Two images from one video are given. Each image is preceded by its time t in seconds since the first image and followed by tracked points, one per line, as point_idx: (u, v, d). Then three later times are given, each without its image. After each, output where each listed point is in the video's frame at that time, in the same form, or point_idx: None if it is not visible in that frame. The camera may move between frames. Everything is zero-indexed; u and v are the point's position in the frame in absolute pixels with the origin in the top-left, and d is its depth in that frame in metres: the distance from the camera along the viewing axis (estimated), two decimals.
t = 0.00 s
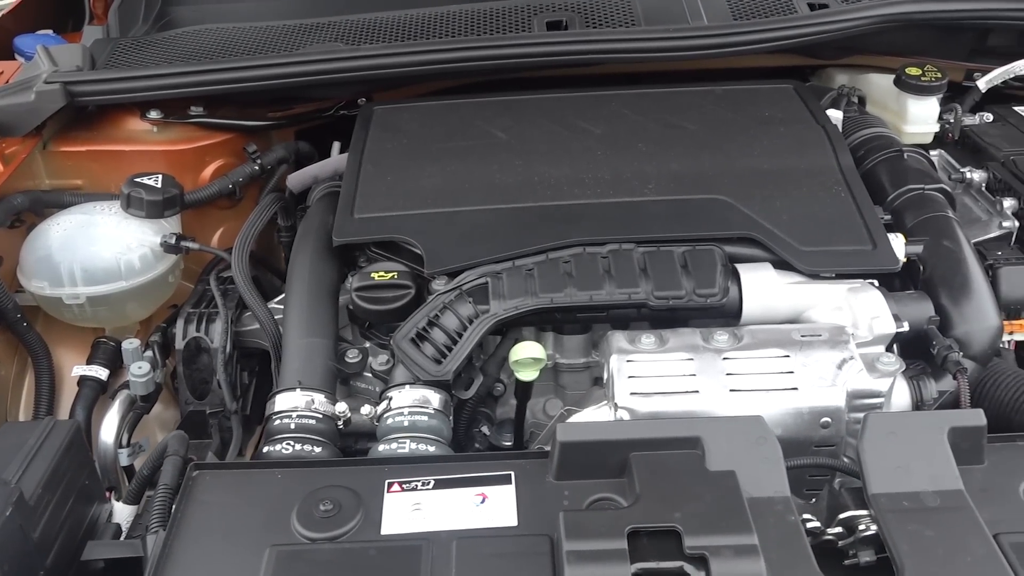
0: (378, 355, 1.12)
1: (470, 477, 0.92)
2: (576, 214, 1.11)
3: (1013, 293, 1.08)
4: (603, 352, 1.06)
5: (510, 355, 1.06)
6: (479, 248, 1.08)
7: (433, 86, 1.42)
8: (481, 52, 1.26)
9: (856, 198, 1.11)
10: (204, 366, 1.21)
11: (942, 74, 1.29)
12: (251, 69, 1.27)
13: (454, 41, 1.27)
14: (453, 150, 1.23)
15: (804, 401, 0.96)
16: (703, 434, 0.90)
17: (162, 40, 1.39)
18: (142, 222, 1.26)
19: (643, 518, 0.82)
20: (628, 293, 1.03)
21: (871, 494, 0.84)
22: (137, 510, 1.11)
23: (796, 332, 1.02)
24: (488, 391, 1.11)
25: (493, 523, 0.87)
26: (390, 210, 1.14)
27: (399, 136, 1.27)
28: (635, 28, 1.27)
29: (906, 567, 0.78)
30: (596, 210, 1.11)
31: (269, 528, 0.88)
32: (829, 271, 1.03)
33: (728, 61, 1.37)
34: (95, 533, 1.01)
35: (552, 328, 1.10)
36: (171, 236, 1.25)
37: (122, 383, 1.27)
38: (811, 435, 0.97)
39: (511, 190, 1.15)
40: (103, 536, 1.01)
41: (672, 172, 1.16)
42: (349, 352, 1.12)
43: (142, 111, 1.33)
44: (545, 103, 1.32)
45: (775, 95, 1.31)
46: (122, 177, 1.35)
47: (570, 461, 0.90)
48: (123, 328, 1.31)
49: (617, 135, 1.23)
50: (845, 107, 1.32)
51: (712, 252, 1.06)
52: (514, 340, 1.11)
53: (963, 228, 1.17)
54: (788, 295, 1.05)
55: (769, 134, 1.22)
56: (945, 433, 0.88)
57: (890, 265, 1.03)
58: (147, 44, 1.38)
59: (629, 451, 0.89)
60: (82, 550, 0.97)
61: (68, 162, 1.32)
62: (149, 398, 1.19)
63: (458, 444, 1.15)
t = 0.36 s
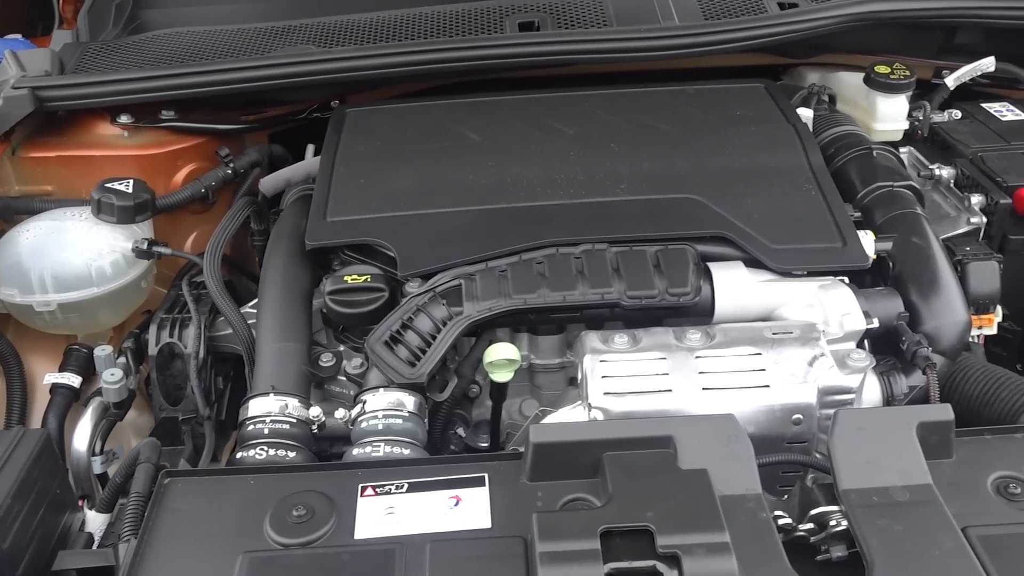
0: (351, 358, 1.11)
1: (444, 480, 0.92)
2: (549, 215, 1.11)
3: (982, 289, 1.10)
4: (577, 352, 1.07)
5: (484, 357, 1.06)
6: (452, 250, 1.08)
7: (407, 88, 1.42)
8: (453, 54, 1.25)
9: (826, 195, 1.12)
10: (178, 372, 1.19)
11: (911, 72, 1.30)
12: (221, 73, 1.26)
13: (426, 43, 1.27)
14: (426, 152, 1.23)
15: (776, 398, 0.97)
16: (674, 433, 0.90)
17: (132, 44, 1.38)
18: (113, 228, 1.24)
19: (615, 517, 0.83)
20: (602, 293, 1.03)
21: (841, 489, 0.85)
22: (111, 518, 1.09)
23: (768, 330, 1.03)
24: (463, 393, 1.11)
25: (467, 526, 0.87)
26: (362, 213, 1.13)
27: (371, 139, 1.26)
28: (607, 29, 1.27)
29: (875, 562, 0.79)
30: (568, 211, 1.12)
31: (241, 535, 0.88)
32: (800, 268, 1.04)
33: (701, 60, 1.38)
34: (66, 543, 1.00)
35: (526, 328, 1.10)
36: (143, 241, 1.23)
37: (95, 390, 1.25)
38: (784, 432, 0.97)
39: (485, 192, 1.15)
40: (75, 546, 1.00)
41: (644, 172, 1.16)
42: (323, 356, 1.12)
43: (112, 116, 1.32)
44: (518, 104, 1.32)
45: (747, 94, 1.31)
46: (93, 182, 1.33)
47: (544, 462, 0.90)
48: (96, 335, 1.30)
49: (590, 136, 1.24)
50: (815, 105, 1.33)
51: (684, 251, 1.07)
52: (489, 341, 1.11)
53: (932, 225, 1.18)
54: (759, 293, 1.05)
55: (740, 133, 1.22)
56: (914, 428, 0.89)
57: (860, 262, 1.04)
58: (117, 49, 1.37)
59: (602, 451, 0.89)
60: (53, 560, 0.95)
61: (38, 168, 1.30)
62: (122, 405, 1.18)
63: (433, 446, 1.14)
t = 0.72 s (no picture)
0: (324, 362, 1.11)
1: (416, 483, 0.91)
2: (520, 216, 1.11)
3: (949, 285, 1.11)
4: (549, 353, 1.07)
5: (457, 359, 1.05)
6: (423, 252, 1.08)
7: (377, 90, 1.41)
8: (422, 57, 1.25)
9: (794, 194, 1.13)
10: (149, 379, 1.18)
11: (877, 71, 1.31)
12: (189, 76, 1.25)
13: (395, 45, 1.26)
14: (397, 155, 1.22)
15: (746, 396, 0.97)
16: (645, 433, 0.91)
17: (98, 48, 1.36)
18: (80, 234, 1.23)
19: (586, 518, 0.83)
20: (573, 294, 1.03)
21: (809, 486, 0.86)
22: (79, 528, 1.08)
23: (738, 329, 1.03)
24: (437, 395, 1.11)
25: (439, 529, 0.87)
26: (333, 217, 1.13)
27: (342, 142, 1.26)
28: (577, 30, 1.27)
29: (843, 557, 0.80)
30: (539, 212, 1.12)
31: (211, 543, 0.87)
32: (770, 267, 1.04)
33: (671, 61, 1.38)
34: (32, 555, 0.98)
35: (498, 330, 1.10)
36: (111, 247, 1.22)
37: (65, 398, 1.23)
38: (754, 430, 0.98)
39: (456, 194, 1.15)
40: (42, 557, 0.98)
41: (615, 172, 1.17)
42: (294, 361, 1.11)
43: (79, 121, 1.30)
44: (489, 106, 1.32)
45: (716, 94, 1.32)
46: (60, 188, 1.30)
47: (515, 464, 0.90)
48: (65, 343, 1.28)
49: (561, 137, 1.24)
50: (783, 105, 1.34)
51: (655, 251, 1.07)
52: (461, 343, 1.11)
53: (900, 222, 1.19)
54: (729, 292, 1.06)
55: (709, 133, 1.23)
56: (881, 424, 0.90)
57: (828, 260, 1.04)
58: (83, 52, 1.35)
59: (573, 452, 0.89)
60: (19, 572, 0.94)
61: (3, 174, 1.28)
62: (92, 414, 1.16)
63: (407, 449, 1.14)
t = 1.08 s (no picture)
0: (293, 368, 1.10)
1: (386, 488, 0.91)
2: (490, 219, 1.11)
3: (914, 282, 1.13)
4: (520, 355, 1.07)
5: (428, 363, 1.05)
6: (393, 256, 1.07)
7: (347, 93, 1.40)
8: (391, 59, 1.25)
9: (761, 193, 1.14)
10: (117, 388, 1.17)
11: (842, 71, 1.33)
12: (155, 81, 1.24)
13: (364, 48, 1.26)
14: (366, 158, 1.22)
15: (715, 395, 0.98)
16: (615, 434, 0.91)
17: (62, 52, 1.34)
18: (44, 240, 1.21)
19: (556, 520, 0.83)
20: (543, 295, 1.03)
21: (777, 484, 0.86)
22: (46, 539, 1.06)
23: (706, 328, 1.04)
24: (408, 399, 1.11)
25: (409, 534, 0.87)
26: (302, 221, 1.12)
27: (310, 145, 1.25)
28: (546, 32, 1.27)
29: (810, 553, 0.81)
30: (509, 214, 1.12)
31: (178, 552, 0.86)
32: (739, 266, 1.05)
33: (639, 62, 1.39)
34: None
35: (469, 333, 1.10)
36: (76, 253, 1.20)
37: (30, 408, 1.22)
38: (723, 428, 0.99)
39: (425, 197, 1.15)
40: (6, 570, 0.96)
41: (584, 173, 1.17)
42: (263, 367, 1.10)
43: (42, 126, 1.27)
44: (459, 108, 1.32)
45: (684, 94, 1.33)
46: (24, 194, 1.29)
47: (485, 467, 0.90)
48: (31, 352, 1.26)
49: (530, 139, 1.24)
50: (751, 105, 1.35)
51: (624, 252, 1.07)
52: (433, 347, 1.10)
53: (866, 220, 1.20)
54: (698, 291, 1.06)
55: (677, 133, 1.24)
56: (846, 420, 0.91)
57: (794, 258, 1.06)
58: (46, 56, 1.33)
59: (543, 453, 0.90)
60: None
61: None
62: (58, 423, 1.14)
63: (379, 454, 1.13)
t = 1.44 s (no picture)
0: (262, 374, 1.09)
1: (355, 494, 0.90)
2: (459, 222, 1.11)
3: (880, 280, 1.14)
4: (491, 358, 1.07)
5: (398, 367, 1.05)
6: (361, 260, 1.07)
7: (316, 97, 1.40)
8: (358, 63, 1.24)
9: (728, 193, 1.14)
10: (83, 398, 1.15)
11: (808, 72, 1.34)
12: (119, 86, 1.22)
13: (331, 52, 1.25)
14: (334, 162, 1.21)
15: (684, 394, 0.98)
16: (585, 435, 0.91)
17: (24, 57, 1.32)
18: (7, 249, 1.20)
19: (525, 523, 0.83)
20: (512, 298, 1.03)
21: (745, 482, 0.87)
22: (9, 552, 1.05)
23: (675, 328, 1.05)
24: (380, 404, 1.10)
25: (379, 539, 0.86)
26: (269, 226, 1.11)
27: (278, 150, 1.24)
28: (514, 34, 1.27)
29: (777, 550, 0.81)
30: (478, 217, 1.12)
31: (144, 563, 0.85)
32: (708, 266, 1.06)
33: (608, 64, 1.39)
34: None
35: (440, 336, 1.09)
36: (40, 261, 1.19)
37: None
38: (693, 428, 0.99)
39: (394, 201, 1.14)
40: None
41: (553, 175, 1.17)
42: (232, 374, 1.09)
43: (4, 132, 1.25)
44: (428, 111, 1.31)
45: (652, 96, 1.34)
46: None
47: (455, 471, 0.90)
48: None
49: (499, 141, 1.24)
50: (719, 105, 1.36)
51: (593, 253, 1.08)
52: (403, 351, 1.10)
53: (833, 219, 1.21)
54: (667, 291, 1.07)
55: (645, 134, 1.24)
56: (813, 418, 0.91)
57: (761, 257, 1.06)
58: (8, 62, 1.31)
59: (512, 456, 0.90)
60: None
61: None
62: (24, 434, 1.11)
63: (350, 459, 1.12)
